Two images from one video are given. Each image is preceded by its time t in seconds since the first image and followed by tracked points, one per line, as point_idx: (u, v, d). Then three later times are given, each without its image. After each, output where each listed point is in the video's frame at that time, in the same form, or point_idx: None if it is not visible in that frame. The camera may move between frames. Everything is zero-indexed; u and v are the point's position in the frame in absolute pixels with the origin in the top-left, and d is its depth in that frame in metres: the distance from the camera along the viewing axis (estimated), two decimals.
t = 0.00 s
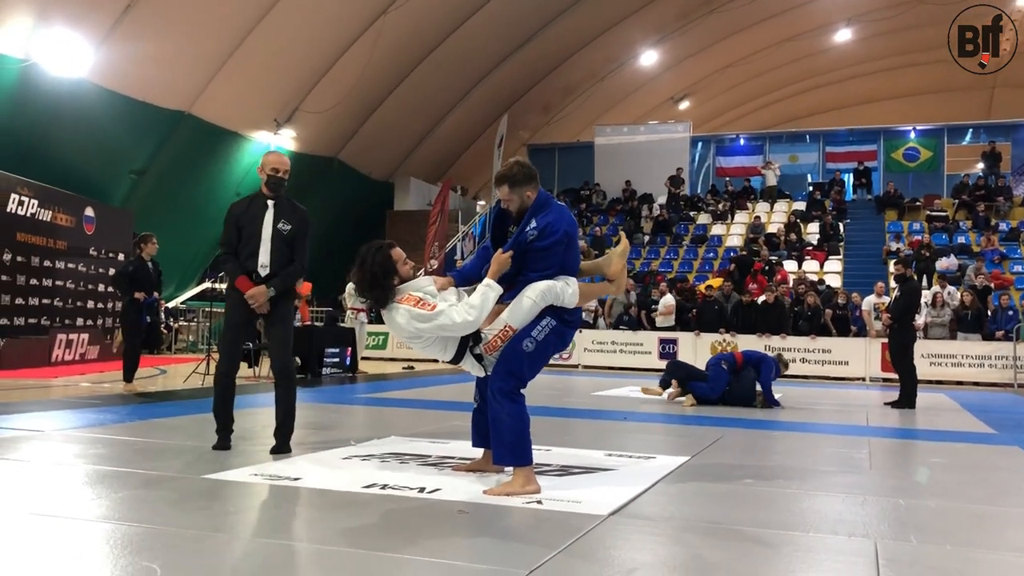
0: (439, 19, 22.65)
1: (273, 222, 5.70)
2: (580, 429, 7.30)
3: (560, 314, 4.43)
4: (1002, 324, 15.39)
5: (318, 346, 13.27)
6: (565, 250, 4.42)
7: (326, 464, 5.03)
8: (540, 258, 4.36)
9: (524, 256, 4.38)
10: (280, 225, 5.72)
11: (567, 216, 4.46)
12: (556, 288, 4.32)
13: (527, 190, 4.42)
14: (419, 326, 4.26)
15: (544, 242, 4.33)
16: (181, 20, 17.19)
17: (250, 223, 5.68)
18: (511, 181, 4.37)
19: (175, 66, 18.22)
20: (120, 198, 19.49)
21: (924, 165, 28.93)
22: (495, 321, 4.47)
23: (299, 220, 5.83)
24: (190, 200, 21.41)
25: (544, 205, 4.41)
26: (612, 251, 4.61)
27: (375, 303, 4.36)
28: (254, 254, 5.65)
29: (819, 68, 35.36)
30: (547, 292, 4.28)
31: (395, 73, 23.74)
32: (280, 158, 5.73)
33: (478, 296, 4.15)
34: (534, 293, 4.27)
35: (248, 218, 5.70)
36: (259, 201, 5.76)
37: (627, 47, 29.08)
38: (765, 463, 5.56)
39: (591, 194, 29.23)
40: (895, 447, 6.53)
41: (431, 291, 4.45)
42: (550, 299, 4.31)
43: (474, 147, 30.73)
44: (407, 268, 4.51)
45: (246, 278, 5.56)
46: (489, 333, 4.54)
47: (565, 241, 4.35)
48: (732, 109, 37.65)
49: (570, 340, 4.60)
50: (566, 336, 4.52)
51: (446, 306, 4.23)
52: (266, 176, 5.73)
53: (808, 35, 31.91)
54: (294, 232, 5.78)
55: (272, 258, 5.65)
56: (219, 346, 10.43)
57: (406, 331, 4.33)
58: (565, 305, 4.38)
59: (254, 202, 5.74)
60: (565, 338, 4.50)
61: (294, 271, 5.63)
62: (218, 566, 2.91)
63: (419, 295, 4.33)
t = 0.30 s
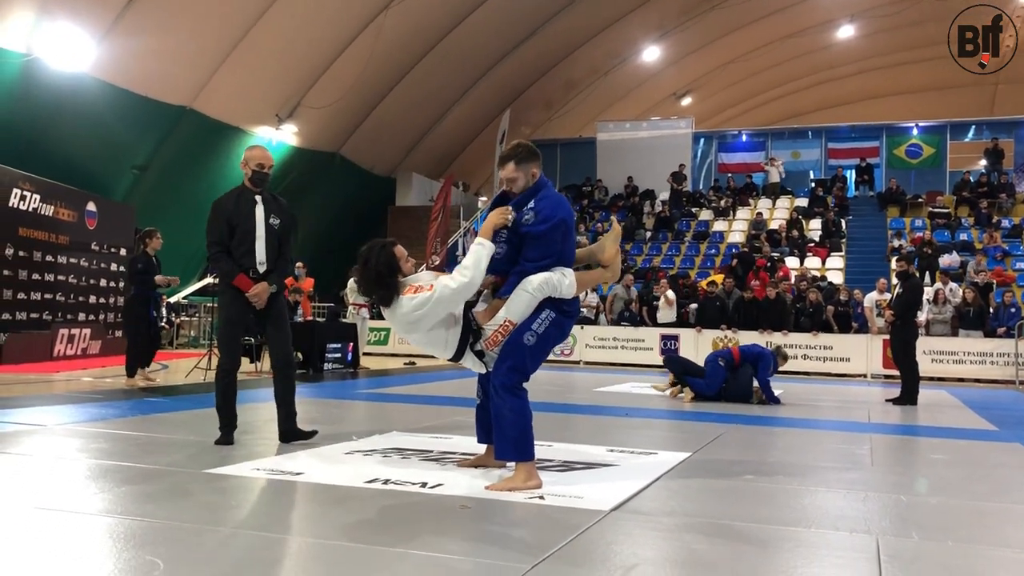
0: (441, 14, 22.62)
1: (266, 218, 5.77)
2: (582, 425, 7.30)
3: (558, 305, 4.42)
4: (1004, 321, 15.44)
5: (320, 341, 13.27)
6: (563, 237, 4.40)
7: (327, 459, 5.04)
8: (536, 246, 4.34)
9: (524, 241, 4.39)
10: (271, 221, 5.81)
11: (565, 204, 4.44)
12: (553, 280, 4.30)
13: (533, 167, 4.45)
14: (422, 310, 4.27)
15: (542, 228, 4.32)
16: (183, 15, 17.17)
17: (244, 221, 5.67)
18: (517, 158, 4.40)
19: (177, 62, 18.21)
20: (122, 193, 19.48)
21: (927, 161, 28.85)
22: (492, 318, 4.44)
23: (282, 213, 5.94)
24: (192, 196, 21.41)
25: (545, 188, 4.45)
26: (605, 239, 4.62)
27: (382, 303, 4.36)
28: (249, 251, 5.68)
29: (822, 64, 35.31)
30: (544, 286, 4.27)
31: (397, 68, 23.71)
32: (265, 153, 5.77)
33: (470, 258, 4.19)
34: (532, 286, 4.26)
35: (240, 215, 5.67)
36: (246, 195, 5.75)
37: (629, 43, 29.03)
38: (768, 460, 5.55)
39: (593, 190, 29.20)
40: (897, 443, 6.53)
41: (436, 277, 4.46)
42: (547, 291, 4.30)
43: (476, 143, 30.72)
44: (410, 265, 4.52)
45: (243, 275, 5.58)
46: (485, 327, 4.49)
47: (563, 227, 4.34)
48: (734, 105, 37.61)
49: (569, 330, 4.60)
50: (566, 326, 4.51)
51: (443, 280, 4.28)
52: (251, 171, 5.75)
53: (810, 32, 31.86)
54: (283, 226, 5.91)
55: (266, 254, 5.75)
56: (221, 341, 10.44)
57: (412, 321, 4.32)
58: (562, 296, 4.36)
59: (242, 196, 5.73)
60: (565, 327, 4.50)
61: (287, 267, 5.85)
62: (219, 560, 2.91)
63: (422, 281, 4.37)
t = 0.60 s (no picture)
0: (441, 12, 22.61)
1: (269, 217, 5.80)
2: (582, 423, 7.30)
3: (557, 301, 4.45)
4: (1004, 319, 15.45)
5: (320, 338, 13.29)
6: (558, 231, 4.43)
7: (327, 457, 5.04)
8: (532, 242, 4.35)
9: (519, 239, 4.38)
10: (273, 219, 5.84)
11: (556, 199, 4.47)
12: (551, 275, 4.32)
13: (520, 163, 4.44)
14: (420, 305, 4.32)
15: (536, 225, 4.34)
16: (183, 12, 17.16)
17: (248, 219, 5.68)
18: (505, 153, 4.39)
19: (177, 59, 18.20)
20: (122, 190, 19.47)
21: (928, 159, 28.89)
22: (489, 315, 4.44)
23: (283, 210, 5.96)
24: (192, 193, 21.41)
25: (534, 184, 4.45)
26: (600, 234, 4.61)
27: (379, 306, 4.40)
28: (254, 249, 5.68)
29: (822, 62, 35.31)
30: (542, 281, 4.29)
31: (397, 66, 23.69)
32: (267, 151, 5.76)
33: (470, 253, 4.18)
34: (530, 280, 4.27)
35: (243, 212, 5.67)
36: (249, 194, 5.75)
37: (629, 41, 29.03)
38: (767, 457, 5.56)
39: (593, 187, 29.21)
40: (896, 441, 6.54)
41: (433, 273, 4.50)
42: (545, 287, 4.31)
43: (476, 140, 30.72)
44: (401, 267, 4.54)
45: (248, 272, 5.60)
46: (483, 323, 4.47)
47: (558, 221, 4.36)
48: (735, 103, 37.60)
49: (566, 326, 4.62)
50: (563, 323, 4.54)
51: (437, 274, 4.31)
52: (253, 170, 5.74)
53: (810, 29, 31.86)
54: (284, 224, 5.94)
55: (270, 251, 5.78)
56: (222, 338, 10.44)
57: (413, 318, 4.37)
58: (561, 291, 4.38)
59: (245, 195, 5.73)
60: (562, 325, 4.52)
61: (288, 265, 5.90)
62: (220, 556, 2.91)
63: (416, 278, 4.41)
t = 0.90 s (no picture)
0: (440, 11, 22.61)
1: (276, 217, 5.79)
2: (580, 423, 7.30)
3: (561, 302, 4.47)
4: (1003, 319, 15.45)
5: (319, 338, 13.27)
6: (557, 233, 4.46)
7: (325, 457, 5.04)
8: (533, 245, 4.37)
9: (520, 245, 4.39)
10: (280, 219, 5.82)
11: (551, 201, 4.48)
12: (555, 276, 4.35)
13: (510, 175, 4.42)
14: (416, 326, 4.33)
15: (536, 230, 4.35)
16: (182, 11, 17.15)
17: (255, 219, 5.67)
18: (498, 163, 4.39)
19: (176, 59, 18.19)
20: (121, 190, 19.46)
21: (926, 160, 28.92)
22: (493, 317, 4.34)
23: (289, 211, 5.95)
24: (191, 193, 21.39)
25: (529, 190, 4.44)
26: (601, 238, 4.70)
27: (372, 331, 4.40)
28: (261, 249, 5.67)
29: (821, 62, 35.34)
30: (548, 281, 4.32)
31: (396, 65, 23.68)
32: (273, 152, 5.74)
33: (463, 270, 4.15)
34: (535, 281, 4.30)
35: (251, 212, 5.67)
36: (256, 194, 5.74)
37: (628, 41, 29.03)
38: (765, 457, 5.56)
39: (592, 187, 29.22)
40: (894, 441, 6.55)
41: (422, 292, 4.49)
42: (551, 287, 4.35)
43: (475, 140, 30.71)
44: (389, 287, 4.50)
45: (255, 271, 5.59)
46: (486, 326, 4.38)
47: (556, 223, 4.38)
48: (733, 103, 37.62)
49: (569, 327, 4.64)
50: (567, 324, 4.55)
51: (431, 294, 4.30)
52: (260, 170, 5.72)
53: (809, 29, 31.87)
54: (291, 224, 5.93)
55: (276, 250, 5.77)
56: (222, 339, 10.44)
57: (412, 338, 4.40)
58: (565, 292, 4.40)
59: (251, 195, 5.73)
60: (567, 326, 4.53)
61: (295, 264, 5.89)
62: (221, 556, 2.92)
63: (408, 299, 4.41)
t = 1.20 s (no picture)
0: (440, 13, 22.62)
1: (280, 221, 5.79)
2: (580, 425, 7.31)
3: (565, 305, 4.48)
4: (1002, 320, 15.46)
5: (319, 340, 13.27)
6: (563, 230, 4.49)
7: (326, 460, 5.04)
8: (540, 240, 4.41)
9: (525, 239, 4.43)
10: (284, 222, 5.82)
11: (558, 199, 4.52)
12: (562, 276, 4.38)
13: (520, 173, 4.47)
14: (415, 316, 4.34)
15: (543, 223, 4.39)
16: (181, 14, 17.16)
17: (258, 221, 5.68)
18: (506, 161, 4.44)
19: (175, 61, 18.20)
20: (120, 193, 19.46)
21: (924, 161, 28.95)
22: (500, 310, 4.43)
23: (295, 215, 5.94)
24: (190, 196, 21.39)
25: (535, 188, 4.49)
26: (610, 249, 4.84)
27: (370, 326, 4.42)
28: (263, 252, 5.67)
29: (819, 63, 35.37)
30: (555, 281, 4.34)
31: (395, 67, 23.69)
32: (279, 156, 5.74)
33: (464, 260, 4.20)
34: (541, 280, 4.31)
35: (253, 215, 5.68)
36: (260, 197, 5.75)
37: (626, 43, 29.04)
38: (765, 459, 5.57)
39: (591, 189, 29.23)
40: (894, 442, 6.56)
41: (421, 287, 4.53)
42: (558, 287, 4.37)
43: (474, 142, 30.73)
44: (386, 282, 4.52)
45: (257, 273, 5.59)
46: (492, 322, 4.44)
47: (562, 219, 4.42)
48: (732, 105, 37.66)
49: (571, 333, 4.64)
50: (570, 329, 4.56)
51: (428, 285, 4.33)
52: (266, 173, 5.72)
53: (807, 31, 31.89)
54: (295, 228, 5.93)
55: (279, 253, 5.76)
56: (223, 341, 10.46)
57: (410, 331, 4.38)
58: (570, 294, 4.44)
59: (256, 198, 5.74)
60: (570, 331, 4.54)
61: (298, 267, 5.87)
62: (222, 559, 2.92)
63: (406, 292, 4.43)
